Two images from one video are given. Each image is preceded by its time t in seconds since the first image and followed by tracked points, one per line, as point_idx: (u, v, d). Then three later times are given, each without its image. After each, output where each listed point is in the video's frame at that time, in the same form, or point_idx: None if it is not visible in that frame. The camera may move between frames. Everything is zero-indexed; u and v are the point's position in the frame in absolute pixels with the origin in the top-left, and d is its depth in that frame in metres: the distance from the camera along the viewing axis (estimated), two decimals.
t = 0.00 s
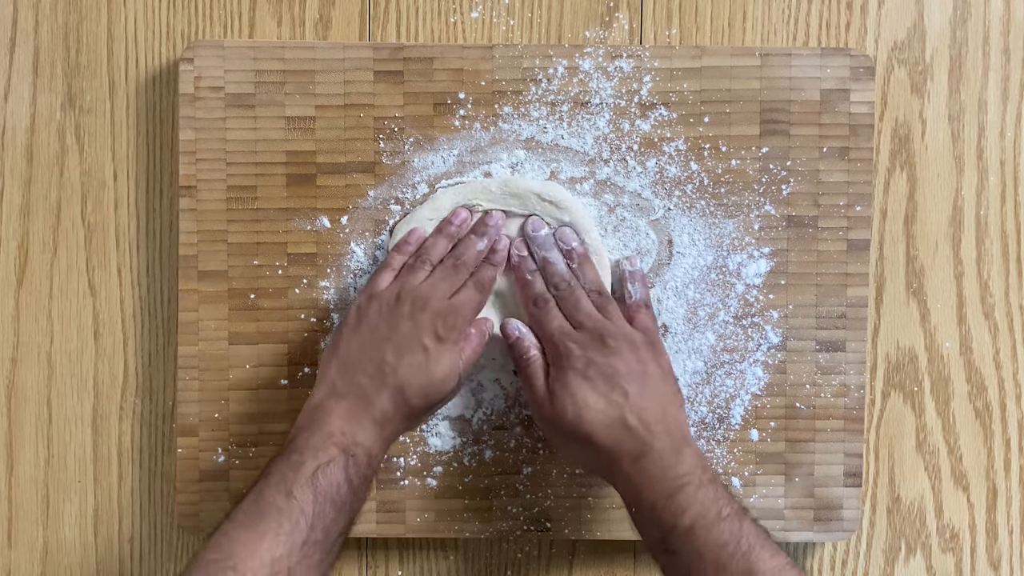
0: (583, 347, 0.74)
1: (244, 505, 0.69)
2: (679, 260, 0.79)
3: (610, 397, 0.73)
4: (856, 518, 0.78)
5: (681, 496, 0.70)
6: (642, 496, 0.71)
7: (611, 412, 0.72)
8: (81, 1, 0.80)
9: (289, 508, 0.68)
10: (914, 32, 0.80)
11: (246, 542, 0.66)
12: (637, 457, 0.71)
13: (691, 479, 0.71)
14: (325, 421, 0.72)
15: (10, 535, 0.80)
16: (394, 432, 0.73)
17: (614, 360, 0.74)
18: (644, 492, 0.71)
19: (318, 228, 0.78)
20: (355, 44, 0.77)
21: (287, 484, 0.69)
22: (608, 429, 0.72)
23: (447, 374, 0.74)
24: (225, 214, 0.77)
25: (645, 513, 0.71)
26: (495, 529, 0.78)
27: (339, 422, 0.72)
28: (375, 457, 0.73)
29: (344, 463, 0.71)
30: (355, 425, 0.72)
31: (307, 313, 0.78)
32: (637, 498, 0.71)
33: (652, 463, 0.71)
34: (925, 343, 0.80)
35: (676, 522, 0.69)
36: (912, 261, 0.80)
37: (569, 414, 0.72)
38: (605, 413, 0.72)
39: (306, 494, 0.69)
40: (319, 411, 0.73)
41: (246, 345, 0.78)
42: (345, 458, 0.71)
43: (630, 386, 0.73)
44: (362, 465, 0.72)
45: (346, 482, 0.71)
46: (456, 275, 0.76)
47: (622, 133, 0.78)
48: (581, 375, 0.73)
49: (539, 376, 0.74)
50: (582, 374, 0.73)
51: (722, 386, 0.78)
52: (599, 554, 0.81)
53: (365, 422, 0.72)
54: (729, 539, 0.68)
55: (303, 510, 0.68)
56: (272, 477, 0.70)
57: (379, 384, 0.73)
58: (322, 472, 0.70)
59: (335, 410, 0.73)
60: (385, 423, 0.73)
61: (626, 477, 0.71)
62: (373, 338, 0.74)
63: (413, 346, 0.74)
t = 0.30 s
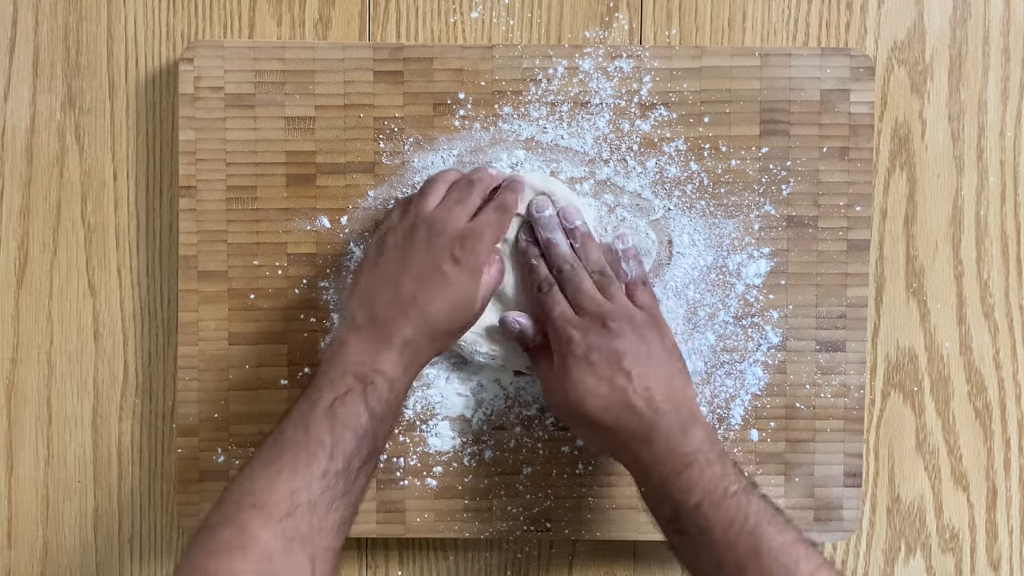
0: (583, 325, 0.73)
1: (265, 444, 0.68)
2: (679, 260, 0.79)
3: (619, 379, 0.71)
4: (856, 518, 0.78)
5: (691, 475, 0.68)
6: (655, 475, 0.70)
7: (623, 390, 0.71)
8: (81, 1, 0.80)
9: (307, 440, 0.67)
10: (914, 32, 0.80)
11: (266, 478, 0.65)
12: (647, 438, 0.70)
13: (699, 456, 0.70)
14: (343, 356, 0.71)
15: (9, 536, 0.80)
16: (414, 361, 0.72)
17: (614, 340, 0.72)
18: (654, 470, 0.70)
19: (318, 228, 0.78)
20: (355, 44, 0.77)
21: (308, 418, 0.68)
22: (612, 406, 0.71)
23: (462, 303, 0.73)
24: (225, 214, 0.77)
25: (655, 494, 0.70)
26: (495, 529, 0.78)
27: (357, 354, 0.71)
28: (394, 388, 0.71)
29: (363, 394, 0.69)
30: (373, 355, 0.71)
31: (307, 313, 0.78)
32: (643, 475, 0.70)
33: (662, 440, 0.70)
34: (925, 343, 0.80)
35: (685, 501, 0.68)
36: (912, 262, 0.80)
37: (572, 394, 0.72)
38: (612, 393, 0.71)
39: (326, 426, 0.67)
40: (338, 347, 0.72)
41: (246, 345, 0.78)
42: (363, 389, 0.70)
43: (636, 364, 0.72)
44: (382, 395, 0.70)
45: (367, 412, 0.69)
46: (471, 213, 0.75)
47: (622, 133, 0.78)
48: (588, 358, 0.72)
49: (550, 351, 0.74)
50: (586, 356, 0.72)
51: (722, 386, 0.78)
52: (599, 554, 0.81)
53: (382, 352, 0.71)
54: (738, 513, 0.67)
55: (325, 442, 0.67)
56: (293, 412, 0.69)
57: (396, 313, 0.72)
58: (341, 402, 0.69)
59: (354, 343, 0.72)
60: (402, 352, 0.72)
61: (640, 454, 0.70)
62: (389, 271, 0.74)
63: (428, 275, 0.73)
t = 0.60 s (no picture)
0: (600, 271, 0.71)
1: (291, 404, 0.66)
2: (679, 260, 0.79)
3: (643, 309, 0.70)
4: (856, 518, 0.78)
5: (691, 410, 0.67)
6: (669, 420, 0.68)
7: (648, 324, 0.69)
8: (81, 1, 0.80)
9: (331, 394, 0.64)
10: (915, 32, 0.80)
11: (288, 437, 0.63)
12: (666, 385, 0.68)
13: (719, 408, 0.68)
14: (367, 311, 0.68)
15: (10, 535, 0.80)
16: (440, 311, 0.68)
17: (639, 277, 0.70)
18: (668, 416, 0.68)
19: (318, 228, 0.78)
20: (355, 44, 0.77)
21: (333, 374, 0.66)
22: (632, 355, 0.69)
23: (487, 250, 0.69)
24: (225, 214, 0.77)
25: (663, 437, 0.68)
26: (495, 529, 0.78)
27: (379, 307, 0.68)
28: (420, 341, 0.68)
29: (387, 347, 0.66)
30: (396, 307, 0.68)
31: (307, 313, 0.78)
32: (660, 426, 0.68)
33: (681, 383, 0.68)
34: (924, 343, 0.80)
35: (705, 446, 0.66)
36: (912, 262, 0.80)
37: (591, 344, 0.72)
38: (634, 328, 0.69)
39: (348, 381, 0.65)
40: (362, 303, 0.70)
41: (246, 345, 0.78)
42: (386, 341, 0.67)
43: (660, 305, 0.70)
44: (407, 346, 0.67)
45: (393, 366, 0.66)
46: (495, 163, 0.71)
47: (622, 133, 0.78)
48: (615, 298, 0.70)
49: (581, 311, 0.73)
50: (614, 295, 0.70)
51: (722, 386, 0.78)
52: (599, 554, 0.81)
53: (405, 303, 0.68)
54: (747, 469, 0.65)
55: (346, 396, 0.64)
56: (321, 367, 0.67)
57: (419, 263, 0.69)
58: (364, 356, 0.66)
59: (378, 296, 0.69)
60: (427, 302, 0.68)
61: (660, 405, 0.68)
62: (411, 223, 0.71)
63: (450, 223, 0.69)
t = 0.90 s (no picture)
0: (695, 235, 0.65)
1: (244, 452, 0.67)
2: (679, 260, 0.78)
3: (740, 277, 0.64)
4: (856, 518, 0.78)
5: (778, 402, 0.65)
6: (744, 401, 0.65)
7: (740, 288, 0.64)
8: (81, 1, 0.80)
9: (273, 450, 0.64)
10: (915, 32, 0.80)
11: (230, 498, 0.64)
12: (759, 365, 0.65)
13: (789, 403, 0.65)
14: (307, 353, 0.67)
15: (10, 536, 0.80)
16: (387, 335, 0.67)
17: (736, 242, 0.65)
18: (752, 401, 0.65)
19: (318, 228, 0.78)
20: (355, 44, 0.77)
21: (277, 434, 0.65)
22: (722, 329, 0.65)
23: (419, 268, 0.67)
24: (225, 214, 0.77)
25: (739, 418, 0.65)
26: (495, 529, 0.78)
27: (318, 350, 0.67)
28: (369, 376, 0.67)
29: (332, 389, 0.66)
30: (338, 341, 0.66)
31: (307, 313, 0.78)
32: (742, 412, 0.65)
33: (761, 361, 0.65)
34: (925, 343, 0.80)
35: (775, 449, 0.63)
36: (912, 262, 0.80)
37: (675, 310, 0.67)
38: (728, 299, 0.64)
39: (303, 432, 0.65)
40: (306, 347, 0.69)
41: (246, 345, 0.78)
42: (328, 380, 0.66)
43: (750, 276, 0.65)
44: (352, 380, 0.66)
45: (342, 410, 0.66)
46: (425, 184, 0.67)
47: (622, 134, 0.78)
48: (715, 263, 0.64)
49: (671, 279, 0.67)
50: (712, 258, 0.64)
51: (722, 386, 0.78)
52: (599, 555, 0.81)
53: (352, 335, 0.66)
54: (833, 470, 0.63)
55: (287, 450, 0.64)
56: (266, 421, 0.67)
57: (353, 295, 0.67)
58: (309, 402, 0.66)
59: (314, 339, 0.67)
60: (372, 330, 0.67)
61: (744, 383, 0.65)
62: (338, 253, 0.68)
63: (374, 249, 0.66)
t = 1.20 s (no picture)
0: (653, 281, 0.64)
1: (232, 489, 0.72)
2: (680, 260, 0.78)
3: (718, 306, 0.64)
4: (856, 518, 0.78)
5: (793, 414, 0.67)
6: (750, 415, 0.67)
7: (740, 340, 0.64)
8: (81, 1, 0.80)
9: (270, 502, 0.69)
10: (915, 32, 0.80)
11: (216, 541, 0.69)
12: (777, 385, 0.66)
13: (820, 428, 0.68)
14: (312, 398, 0.69)
15: (10, 535, 0.80)
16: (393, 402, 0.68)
17: (697, 267, 0.64)
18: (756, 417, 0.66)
19: (318, 228, 0.78)
20: (355, 44, 0.77)
21: (278, 482, 0.70)
22: (720, 370, 0.64)
23: (459, 339, 0.64)
24: (225, 214, 0.77)
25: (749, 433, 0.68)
26: (495, 529, 0.78)
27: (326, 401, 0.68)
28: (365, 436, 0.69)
29: (331, 454, 0.69)
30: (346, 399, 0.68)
31: (307, 314, 0.78)
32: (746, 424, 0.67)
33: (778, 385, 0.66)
34: (925, 343, 0.80)
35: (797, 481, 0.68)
36: (912, 262, 0.80)
37: (675, 377, 0.64)
38: (715, 333, 0.63)
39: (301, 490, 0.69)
40: (307, 384, 0.70)
41: (246, 345, 0.78)
42: (329, 444, 0.69)
43: (722, 293, 0.64)
44: (350, 451, 0.69)
45: (328, 473, 0.69)
46: (508, 252, 0.65)
47: (622, 134, 0.78)
48: (687, 301, 0.63)
49: (654, 348, 0.64)
50: (683, 296, 0.63)
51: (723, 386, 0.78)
52: (599, 554, 0.81)
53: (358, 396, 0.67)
54: (837, 472, 0.69)
55: (285, 502, 0.69)
56: (277, 453, 0.70)
57: (373, 348, 0.66)
58: (308, 463, 0.69)
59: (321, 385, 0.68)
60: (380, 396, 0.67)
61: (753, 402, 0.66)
62: (372, 288, 0.67)
63: (411, 307, 0.64)
